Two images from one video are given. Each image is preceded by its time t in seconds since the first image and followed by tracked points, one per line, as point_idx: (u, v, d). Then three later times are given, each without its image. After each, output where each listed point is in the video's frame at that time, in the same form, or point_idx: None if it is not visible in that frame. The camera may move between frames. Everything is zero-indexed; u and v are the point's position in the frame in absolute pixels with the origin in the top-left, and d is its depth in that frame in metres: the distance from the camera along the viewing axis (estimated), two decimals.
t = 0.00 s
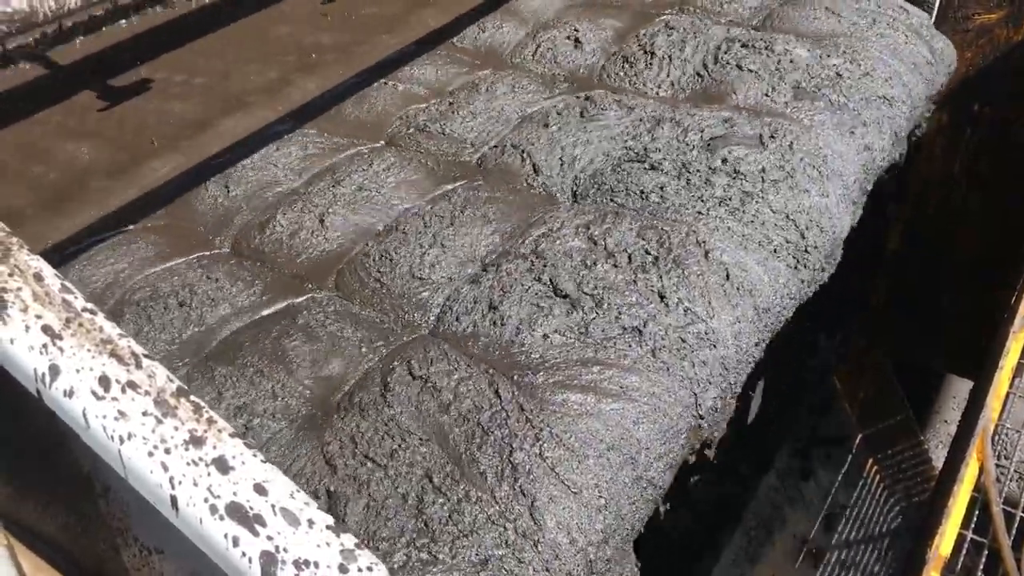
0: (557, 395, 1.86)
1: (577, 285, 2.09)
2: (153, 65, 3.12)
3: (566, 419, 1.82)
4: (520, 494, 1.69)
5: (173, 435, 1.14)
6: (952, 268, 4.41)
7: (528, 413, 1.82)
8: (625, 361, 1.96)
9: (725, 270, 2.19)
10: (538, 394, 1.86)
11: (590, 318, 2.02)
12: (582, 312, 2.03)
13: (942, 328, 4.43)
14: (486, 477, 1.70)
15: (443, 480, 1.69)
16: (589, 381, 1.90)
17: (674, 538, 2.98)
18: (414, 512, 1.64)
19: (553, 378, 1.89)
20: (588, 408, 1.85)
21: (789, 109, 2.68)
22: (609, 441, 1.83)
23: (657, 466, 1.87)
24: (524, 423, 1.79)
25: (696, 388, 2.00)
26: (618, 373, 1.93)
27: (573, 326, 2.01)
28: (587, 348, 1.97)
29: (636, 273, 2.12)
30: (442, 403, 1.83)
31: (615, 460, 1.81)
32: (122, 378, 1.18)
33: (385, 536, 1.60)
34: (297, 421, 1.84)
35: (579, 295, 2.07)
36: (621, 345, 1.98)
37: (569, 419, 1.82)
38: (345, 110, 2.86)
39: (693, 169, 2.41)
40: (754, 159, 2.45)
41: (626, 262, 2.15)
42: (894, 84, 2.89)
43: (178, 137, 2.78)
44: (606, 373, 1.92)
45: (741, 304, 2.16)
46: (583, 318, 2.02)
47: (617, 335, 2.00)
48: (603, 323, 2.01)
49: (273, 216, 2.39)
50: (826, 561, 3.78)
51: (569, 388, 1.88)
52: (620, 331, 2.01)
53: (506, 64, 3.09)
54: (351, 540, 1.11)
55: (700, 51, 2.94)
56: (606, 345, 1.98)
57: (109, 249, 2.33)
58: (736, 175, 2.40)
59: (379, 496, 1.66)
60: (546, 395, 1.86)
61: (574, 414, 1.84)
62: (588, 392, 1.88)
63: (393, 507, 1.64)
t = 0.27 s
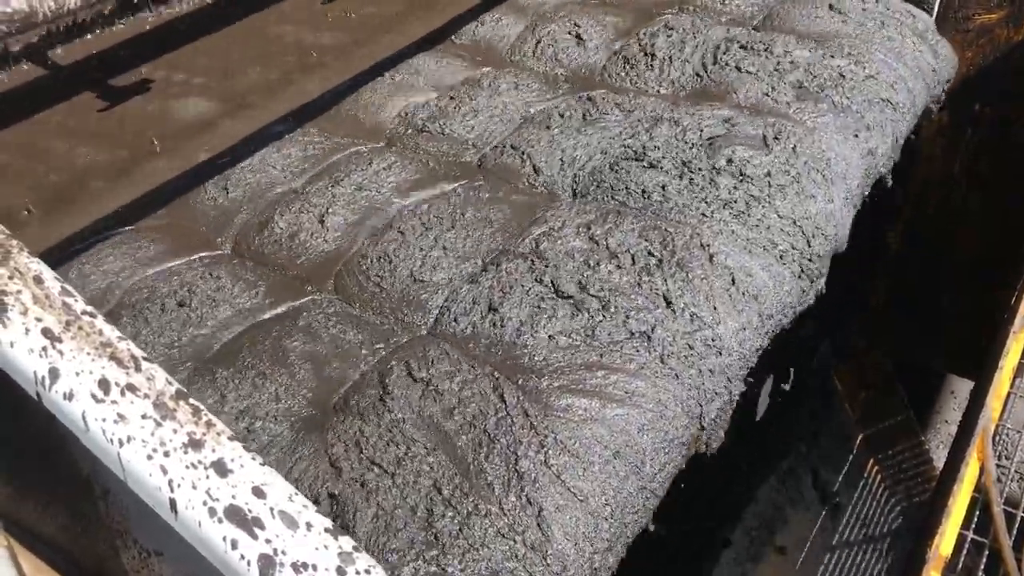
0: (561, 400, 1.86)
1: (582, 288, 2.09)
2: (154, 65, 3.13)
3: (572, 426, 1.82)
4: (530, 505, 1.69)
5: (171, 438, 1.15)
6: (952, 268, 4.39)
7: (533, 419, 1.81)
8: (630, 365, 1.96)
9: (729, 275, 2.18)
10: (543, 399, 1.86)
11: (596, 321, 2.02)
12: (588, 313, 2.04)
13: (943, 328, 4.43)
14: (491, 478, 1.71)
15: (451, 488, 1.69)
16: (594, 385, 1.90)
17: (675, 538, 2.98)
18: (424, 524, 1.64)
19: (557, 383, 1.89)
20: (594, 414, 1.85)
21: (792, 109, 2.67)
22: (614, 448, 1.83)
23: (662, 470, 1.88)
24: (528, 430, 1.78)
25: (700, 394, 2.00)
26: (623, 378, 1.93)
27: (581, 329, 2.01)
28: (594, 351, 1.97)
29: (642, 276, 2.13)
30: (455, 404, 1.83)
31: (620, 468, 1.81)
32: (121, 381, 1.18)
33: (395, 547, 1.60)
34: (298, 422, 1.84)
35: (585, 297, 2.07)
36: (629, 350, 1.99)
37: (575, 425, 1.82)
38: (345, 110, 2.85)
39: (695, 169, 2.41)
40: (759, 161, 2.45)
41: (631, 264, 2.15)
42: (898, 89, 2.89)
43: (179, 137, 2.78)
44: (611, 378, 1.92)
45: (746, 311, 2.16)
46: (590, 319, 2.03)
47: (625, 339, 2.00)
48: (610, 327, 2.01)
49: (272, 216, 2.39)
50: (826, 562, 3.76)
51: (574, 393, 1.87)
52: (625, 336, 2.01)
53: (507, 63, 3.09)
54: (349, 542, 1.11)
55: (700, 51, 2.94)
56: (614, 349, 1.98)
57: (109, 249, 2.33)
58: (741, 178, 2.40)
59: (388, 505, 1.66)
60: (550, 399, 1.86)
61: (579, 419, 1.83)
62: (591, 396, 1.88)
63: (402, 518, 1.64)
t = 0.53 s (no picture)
0: (565, 398, 1.85)
1: (587, 290, 2.07)
2: (153, 63, 3.12)
3: (575, 424, 1.81)
4: (537, 511, 1.68)
5: (169, 432, 1.14)
6: (951, 268, 4.40)
7: (536, 417, 1.80)
8: (636, 365, 1.95)
9: (732, 272, 2.19)
10: (546, 397, 1.85)
11: (601, 321, 2.00)
12: (594, 315, 2.02)
13: (944, 328, 4.41)
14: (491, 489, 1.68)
15: (459, 493, 1.67)
16: (597, 383, 1.89)
17: (677, 537, 2.96)
18: (434, 528, 1.62)
19: (559, 381, 1.88)
20: (598, 413, 1.85)
21: (794, 107, 2.66)
22: (616, 447, 1.82)
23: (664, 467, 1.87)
24: (531, 428, 1.78)
25: (699, 391, 2.00)
26: (627, 376, 1.92)
27: (585, 329, 1.99)
28: (599, 350, 1.96)
29: (647, 273, 2.12)
30: (460, 393, 1.83)
31: (622, 466, 1.80)
32: (119, 375, 1.18)
33: (403, 555, 1.57)
34: (297, 418, 1.84)
35: (589, 300, 2.05)
36: (634, 349, 1.97)
37: (579, 423, 1.81)
38: (344, 107, 2.85)
39: (697, 170, 2.40)
40: (763, 162, 2.43)
41: (634, 263, 2.14)
42: (900, 91, 2.89)
43: (178, 134, 2.78)
44: (615, 376, 1.91)
45: (749, 308, 2.16)
46: (595, 320, 2.01)
47: (631, 338, 1.99)
48: (616, 328, 2.00)
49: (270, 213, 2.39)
50: (827, 561, 3.74)
51: (578, 391, 1.87)
52: (631, 335, 1.99)
53: (506, 59, 3.09)
54: (348, 535, 1.11)
55: (700, 51, 2.94)
56: (619, 349, 1.96)
57: (108, 247, 2.32)
58: (745, 176, 2.39)
59: (396, 507, 1.64)
60: (553, 397, 1.85)
61: (583, 418, 1.83)
62: (593, 394, 1.87)
63: (410, 523, 1.62)
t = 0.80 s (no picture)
0: (569, 401, 1.84)
1: (593, 293, 2.06)
2: (153, 65, 3.13)
3: (580, 429, 1.80)
4: (542, 516, 1.67)
5: (171, 430, 1.15)
6: (952, 268, 4.42)
7: (539, 419, 1.79)
8: (642, 370, 1.95)
9: (735, 276, 2.18)
10: (549, 399, 1.84)
11: (610, 322, 2.00)
12: (601, 316, 2.02)
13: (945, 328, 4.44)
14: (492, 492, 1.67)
15: (466, 501, 1.65)
16: (603, 387, 1.89)
17: (676, 537, 2.96)
18: (443, 535, 1.60)
19: (563, 383, 1.88)
20: (603, 418, 1.84)
21: (796, 108, 2.66)
22: (620, 453, 1.81)
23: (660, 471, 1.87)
24: (535, 432, 1.77)
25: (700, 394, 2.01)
26: (632, 381, 1.92)
27: (592, 331, 1.99)
28: (606, 352, 1.95)
29: (653, 274, 2.12)
30: (464, 396, 1.83)
31: (627, 475, 1.80)
32: (121, 372, 1.18)
33: (413, 566, 1.56)
34: (297, 419, 1.84)
35: (596, 300, 2.05)
36: (643, 353, 1.98)
37: (584, 428, 1.80)
38: (344, 109, 2.86)
39: (700, 171, 2.40)
40: (769, 165, 2.43)
41: (639, 265, 2.14)
42: (902, 98, 2.90)
43: (179, 136, 2.79)
44: (620, 381, 1.91)
45: (752, 314, 2.17)
46: (603, 322, 2.01)
47: (640, 342, 1.99)
48: (622, 328, 2.00)
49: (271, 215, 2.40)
50: (826, 562, 3.83)
51: (583, 395, 1.86)
52: (638, 339, 1.99)
53: (505, 63, 3.10)
54: (349, 533, 1.11)
55: (699, 50, 2.95)
56: (626, 352, 1.96)
57: (109, 248, 2.33)
58: (749, 177, 2.39)
59: (403, 514, 1.62)
60: (557, 400, 1.84)
61: (587, 422, 1.82)
62: (597, 398, 1.87)
63: (418, 529, 1.60)
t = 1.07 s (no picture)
0: (574, 410, 1.83)
1: (597, 298, 2.06)
2: (153, 68, 3.13)
3: (586, 439, 1.80)
4: (549, 531, 1.67)
5: (171, 435, 1.14)
6: (951, 270, 4.41)
7: (544, 429, 1.77)
8: (650, 380, 1.96)
9: (741, 285, 2.20)
10: (553, 408, 1.83)
11: (616, 329, 2.00)
12: (608, 323, 2.01)
13: (945, 331, 4.41)
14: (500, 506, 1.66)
15: (474, 518, 1.63)
16: (608, 396, 1.89)
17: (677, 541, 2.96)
18: (452, 552, 1.59)
19: (568, 391, 1.86)
20: (608, 429, 1.84)
21: (799, 113, 2.65)
22: (624, 464, 1.82)
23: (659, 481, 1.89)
24: (540, 441, 1.75)
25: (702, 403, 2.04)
26: (639, 391, 1.93)
27: (600, 336, 1.98)
28: (612, 360, 1.95)
29: (657, 280, 2.11)
30: (468, 401, 1.82)
31: (631, 488, 1.82)
32: (121, 378, 1.18)
33: None
34: (296, 422, 1.84)
35: (602, 307, 2.04)
36: (651, 362, 1.98)
37: (589, 438, 1.80)
38: (344, 112, 2.86)
39: (703, 177, 2.39)
40: (775, 173, 2.42)
41: (644, 271, 2.13)
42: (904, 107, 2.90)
43: (179, 138, 2.79)
44: (627, 391, 1.91)
45: (755, 324, 2.19)
46: (609, 328, 2.00)
47: (648, 351, 1.99)
48: (627, 333, 2.00)
49: (271, 219, 2.40)
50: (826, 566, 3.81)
51: (588, 403, 1.85)
52: (644, 347, 1.99)
53: (506, 66, 3.10)
54: (349, 540, 1.11)
55: (700, 55, 2.95)
56: (633, 361, 1.96)
57: (110, 251, 2.33)
58: (753, 183, 2.39)
59: (412, 529, 1.61)
60: (561, 409, 1.83)
61: (592, 432, 1.82)
62: (603, 407, 1.86)
63: (427, 545, 1.59)
